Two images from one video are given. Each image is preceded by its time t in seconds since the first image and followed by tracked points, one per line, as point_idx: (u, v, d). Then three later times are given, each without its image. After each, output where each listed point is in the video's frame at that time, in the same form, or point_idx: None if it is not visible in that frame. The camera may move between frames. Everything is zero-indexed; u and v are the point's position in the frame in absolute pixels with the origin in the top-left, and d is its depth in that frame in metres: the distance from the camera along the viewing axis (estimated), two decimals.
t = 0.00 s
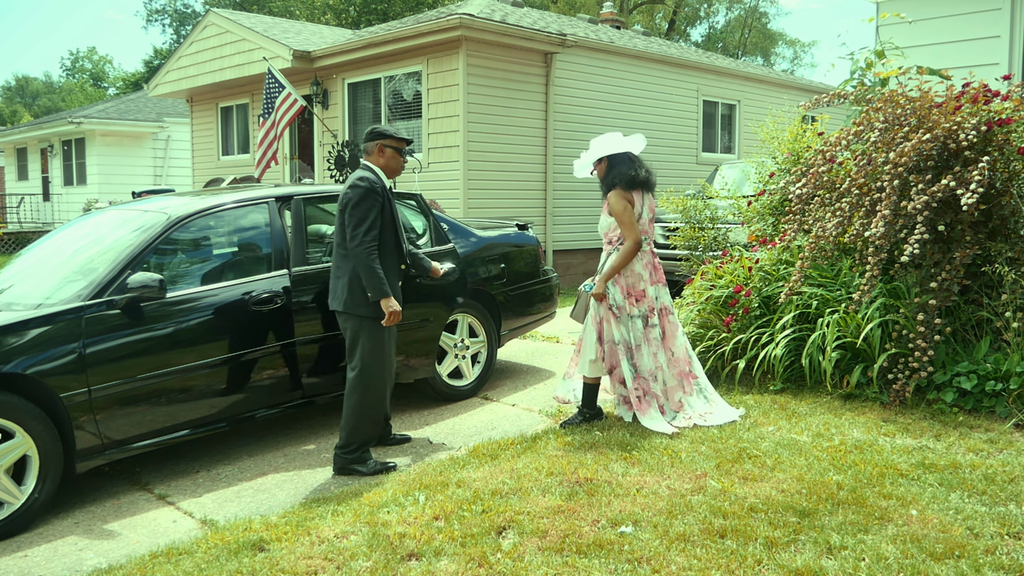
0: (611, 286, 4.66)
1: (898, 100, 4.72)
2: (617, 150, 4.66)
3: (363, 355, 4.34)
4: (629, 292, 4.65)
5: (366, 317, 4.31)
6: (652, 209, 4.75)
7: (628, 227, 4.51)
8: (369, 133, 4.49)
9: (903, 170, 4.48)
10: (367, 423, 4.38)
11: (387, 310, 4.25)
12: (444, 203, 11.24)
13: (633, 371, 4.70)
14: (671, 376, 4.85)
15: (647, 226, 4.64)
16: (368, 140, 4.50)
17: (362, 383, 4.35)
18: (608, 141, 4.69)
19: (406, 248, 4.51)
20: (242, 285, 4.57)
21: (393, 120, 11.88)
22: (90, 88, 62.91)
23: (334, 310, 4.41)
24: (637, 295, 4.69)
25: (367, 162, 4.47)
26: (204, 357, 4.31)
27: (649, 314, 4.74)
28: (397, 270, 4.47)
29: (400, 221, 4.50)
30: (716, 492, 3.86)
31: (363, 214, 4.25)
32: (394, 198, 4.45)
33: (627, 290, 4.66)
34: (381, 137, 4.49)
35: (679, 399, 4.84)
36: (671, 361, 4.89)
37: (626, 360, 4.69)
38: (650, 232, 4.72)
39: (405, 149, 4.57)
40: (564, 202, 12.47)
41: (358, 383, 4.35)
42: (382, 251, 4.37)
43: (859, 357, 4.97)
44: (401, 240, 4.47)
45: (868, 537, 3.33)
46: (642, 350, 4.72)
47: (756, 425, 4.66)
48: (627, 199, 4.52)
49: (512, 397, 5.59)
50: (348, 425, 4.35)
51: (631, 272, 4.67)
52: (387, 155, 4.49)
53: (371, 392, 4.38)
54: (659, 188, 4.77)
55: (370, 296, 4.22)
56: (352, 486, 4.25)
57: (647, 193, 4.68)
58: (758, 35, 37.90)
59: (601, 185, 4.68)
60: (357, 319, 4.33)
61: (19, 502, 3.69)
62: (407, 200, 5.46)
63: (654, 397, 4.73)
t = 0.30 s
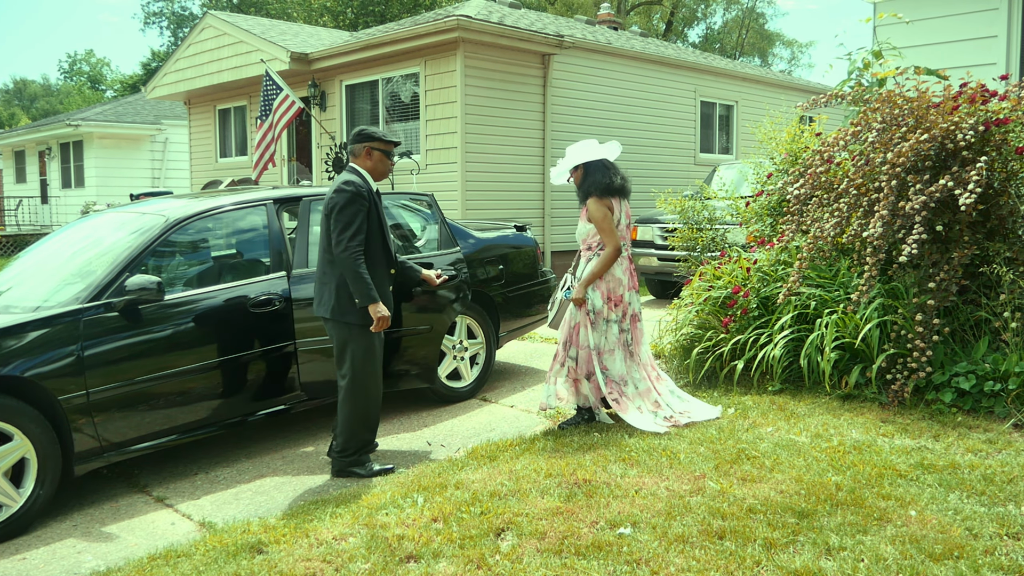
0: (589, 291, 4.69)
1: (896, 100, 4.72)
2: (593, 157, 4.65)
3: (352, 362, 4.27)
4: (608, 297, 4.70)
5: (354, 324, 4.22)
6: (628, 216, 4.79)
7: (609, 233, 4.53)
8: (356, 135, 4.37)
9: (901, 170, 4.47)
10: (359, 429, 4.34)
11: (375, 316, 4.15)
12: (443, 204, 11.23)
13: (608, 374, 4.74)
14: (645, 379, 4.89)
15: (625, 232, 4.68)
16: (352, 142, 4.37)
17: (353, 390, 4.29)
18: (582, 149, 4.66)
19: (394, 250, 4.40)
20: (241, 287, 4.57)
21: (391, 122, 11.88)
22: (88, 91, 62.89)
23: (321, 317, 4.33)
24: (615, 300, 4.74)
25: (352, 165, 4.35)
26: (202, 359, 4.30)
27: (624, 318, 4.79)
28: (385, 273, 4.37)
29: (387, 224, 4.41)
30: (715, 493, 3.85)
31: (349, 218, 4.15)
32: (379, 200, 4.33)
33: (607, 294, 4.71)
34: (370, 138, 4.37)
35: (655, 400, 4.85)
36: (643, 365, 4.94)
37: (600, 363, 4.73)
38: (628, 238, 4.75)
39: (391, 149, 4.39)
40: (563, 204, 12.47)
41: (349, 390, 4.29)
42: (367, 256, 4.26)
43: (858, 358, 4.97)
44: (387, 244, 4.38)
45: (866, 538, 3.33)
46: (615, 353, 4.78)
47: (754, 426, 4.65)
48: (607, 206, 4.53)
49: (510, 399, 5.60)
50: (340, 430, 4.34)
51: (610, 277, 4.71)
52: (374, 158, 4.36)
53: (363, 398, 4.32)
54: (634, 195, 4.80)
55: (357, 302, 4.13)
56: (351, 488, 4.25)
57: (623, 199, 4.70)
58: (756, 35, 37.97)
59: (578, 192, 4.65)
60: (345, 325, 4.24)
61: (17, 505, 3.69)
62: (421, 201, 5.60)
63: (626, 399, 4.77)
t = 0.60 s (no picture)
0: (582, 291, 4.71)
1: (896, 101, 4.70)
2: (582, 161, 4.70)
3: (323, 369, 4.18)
4: (602, 298, 4.74)
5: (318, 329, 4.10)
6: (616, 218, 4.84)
7: (603, 234, 4.56)
8: (333, 137, 4.24)
9: (902, 171, 4.47)
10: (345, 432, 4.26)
11: (331, 322, 4.01)
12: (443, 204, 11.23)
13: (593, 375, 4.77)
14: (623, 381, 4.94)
15: (616, 234, 4.72)
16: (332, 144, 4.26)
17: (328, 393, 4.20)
18: (573, 152, 4.71)
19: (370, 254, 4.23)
20: (241, 288, 4.57)
21: (392, 123, 11.88)
22: (88, 92, 62.88)
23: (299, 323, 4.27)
24: (608, 301, 4.78)
25: (332, 167, 4.25)
26: (203, 358, 4.30)
27: (615, 320, 4.83)
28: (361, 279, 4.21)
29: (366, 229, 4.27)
30: (715, 494, 3.85)
31: (316, 222, 4.04)
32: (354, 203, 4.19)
33: (601, 295, 4.76)
34: (347, 140, 4.24)
35: (626, 403, 4.91)
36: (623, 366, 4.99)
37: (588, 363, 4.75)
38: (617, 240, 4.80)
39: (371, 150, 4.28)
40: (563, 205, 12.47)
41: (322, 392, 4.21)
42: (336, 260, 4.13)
43: (858, 359, 4.96)
44: (363, 247, 4.21)
45: (867, 539, 3.33)
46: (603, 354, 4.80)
47: (754, 427, 4.64)
48: (600, 208, 4.57)
49: (510, 399, 5.60)
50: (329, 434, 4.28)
51: (603, 278, 4.76)
52: (354, 160, 4.25)
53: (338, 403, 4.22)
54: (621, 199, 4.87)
55: (319, 307, 4.02)
56: (352, 488, 4.25)
57: (612, 202, 4.74)
58: (755, 36, 38.00)
59: (569, 195, 4.70)
60: (313, 331, 4.14)
61: (18, 505, 3.68)
62: (422, 200, 5.63)
63: (604, 401, 4.80)
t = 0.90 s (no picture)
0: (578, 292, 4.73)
1: (901, 101, 4.68)
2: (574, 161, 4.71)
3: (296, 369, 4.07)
4: (598, 297, 4.77)
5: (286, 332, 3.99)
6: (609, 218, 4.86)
7: (596, 235, 4.58)
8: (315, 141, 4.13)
9: (906, 172, 4.45)
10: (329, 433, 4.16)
11: (298, 323, 3.88)
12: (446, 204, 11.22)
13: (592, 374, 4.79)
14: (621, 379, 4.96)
15: (609, 235, 4.75)
16: (315, 148, 4.15)
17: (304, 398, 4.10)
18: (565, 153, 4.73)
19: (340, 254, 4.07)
20: (244, 287, 4.57)
21: (395, 122, 11.89)
22: (92, 91, 62.95)
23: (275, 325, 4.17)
24: (602, 300, 4.81)
25: (313, 171, 4.14)
26: (207, 357, 4.31)
27: (611, 318, 4.85)
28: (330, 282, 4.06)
29: (339, 226, 4.12)
30: (719, 495, 3.84)
31: (285, 221, 3.92)
32: (328, 203, 4.06)
33: (595, 295, 4.78)
34: (330, 146, 4.15)
35: (625, 400, 4.92)
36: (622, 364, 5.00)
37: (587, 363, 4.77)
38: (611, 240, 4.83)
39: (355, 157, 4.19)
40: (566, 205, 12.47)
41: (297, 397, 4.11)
42: (305, 261, 3.99)
43: (862, 360, 4.95)
44: (333, 247, 4.05)
45: (871, 540, 3.33)
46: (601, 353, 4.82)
47: (758, 427, 4.64)
48: (593, 210, 4.60)
49: (513, 400, 5.60)
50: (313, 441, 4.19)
51: (598, 278, 4.79)
52: (335, 166, 4.14)
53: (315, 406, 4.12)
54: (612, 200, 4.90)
55: (284, 308, 3.90)
56: (355, 488, 4.25)
57: (604, 203, 4.76)
58: (758, 36, 37.94)
59: (562, 197, 4.72)
60: (282, 333, 4.03)
61: (23, 503, 3.69)
62: (424, 200, 5.63)
63: (602, 399, 4.81)
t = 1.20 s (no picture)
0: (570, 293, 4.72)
1: (907, 103, 4.67)
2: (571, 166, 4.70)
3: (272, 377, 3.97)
4: (589, 299, 4.75)
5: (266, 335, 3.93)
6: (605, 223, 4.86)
7: (590, 239, 4.58)
8: (302, 142, 4.10)
9: (912, 174, 4.44)
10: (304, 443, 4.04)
11: (278, 326, 3.82)
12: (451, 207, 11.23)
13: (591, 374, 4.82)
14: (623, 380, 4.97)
15: (603, 239, 4.74)
16: (302, 150, 4.11)
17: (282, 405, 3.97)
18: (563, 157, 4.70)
19: (324, 259, 4.02)
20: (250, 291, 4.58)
21: (400, 126, 11.91)
22: (98, 95, 63.19)
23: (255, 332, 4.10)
24: (594, 302, 4.80)
25: (300, 172, 4.11)
26: (214, 361, 4.32)
27: (604, 321, 4.86)
28: (312, 288, 4.00)
29: (325, 231, 4.08)
30: (725, 499, 3.84)
31: (269, 223, 3.89)
32: (316, 207, 4.04)
33: (586, 297, 4.77)
34: (318, 146, 4.09)
35: (629, 400, 4.93)
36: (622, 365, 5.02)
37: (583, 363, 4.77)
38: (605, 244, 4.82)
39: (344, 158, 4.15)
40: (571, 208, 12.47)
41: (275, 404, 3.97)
42: (287, 265, 3.94)
43: (869, 362, 4.93)
44: (316, 252, 4.01)
45: (878, 544, 3.32)
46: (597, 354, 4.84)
47: (764, 431, 4.63)
48: (588, 214, 4.59)
49: (519, 403, 5.61)
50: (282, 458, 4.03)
51: (591, 280, 4.77)
52: (323, 167, 4.09)
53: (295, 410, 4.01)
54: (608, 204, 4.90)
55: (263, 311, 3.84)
56: (361, 492, 4.25)
57: (600, 208, 4.76)
58: (763, 38, 37.90)
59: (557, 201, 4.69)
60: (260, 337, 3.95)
61: (31, 506, 3.70)
62: (428, 204, 5.64)
63: (603, 399, 4.82)
